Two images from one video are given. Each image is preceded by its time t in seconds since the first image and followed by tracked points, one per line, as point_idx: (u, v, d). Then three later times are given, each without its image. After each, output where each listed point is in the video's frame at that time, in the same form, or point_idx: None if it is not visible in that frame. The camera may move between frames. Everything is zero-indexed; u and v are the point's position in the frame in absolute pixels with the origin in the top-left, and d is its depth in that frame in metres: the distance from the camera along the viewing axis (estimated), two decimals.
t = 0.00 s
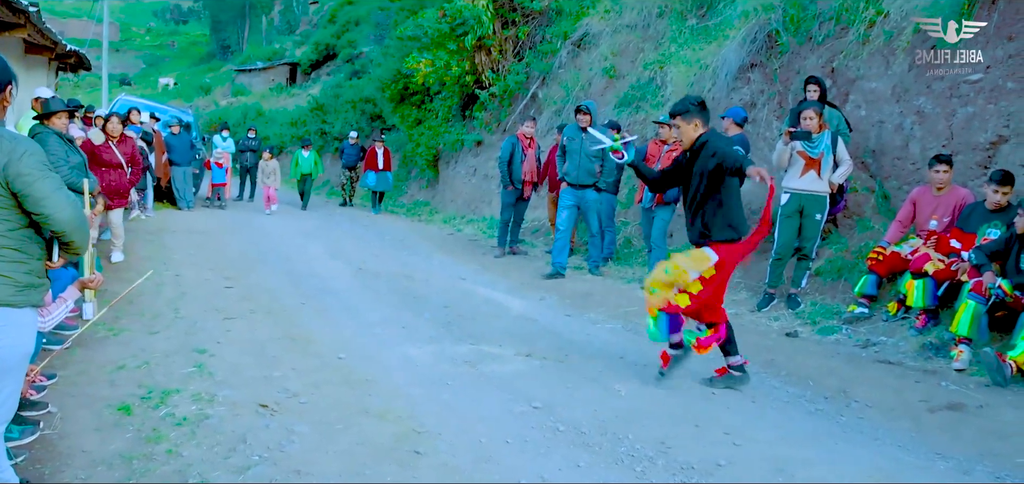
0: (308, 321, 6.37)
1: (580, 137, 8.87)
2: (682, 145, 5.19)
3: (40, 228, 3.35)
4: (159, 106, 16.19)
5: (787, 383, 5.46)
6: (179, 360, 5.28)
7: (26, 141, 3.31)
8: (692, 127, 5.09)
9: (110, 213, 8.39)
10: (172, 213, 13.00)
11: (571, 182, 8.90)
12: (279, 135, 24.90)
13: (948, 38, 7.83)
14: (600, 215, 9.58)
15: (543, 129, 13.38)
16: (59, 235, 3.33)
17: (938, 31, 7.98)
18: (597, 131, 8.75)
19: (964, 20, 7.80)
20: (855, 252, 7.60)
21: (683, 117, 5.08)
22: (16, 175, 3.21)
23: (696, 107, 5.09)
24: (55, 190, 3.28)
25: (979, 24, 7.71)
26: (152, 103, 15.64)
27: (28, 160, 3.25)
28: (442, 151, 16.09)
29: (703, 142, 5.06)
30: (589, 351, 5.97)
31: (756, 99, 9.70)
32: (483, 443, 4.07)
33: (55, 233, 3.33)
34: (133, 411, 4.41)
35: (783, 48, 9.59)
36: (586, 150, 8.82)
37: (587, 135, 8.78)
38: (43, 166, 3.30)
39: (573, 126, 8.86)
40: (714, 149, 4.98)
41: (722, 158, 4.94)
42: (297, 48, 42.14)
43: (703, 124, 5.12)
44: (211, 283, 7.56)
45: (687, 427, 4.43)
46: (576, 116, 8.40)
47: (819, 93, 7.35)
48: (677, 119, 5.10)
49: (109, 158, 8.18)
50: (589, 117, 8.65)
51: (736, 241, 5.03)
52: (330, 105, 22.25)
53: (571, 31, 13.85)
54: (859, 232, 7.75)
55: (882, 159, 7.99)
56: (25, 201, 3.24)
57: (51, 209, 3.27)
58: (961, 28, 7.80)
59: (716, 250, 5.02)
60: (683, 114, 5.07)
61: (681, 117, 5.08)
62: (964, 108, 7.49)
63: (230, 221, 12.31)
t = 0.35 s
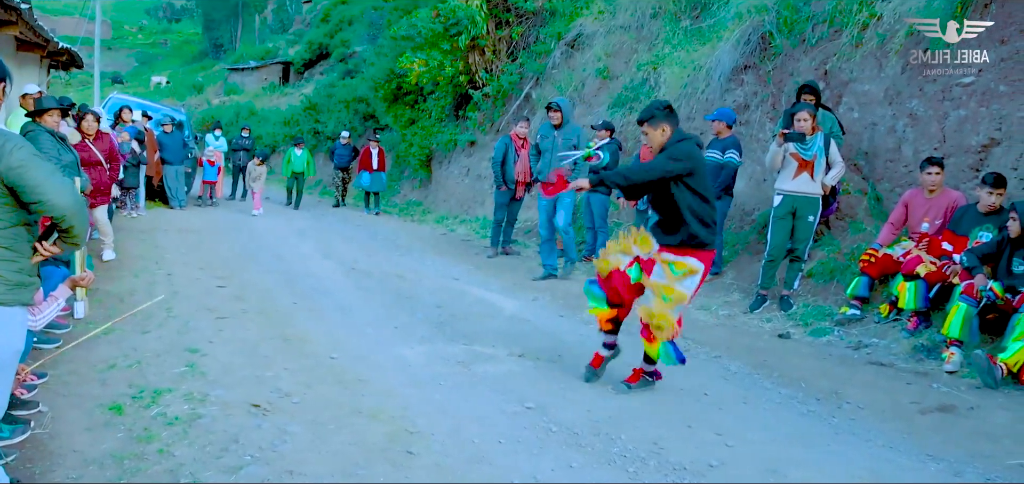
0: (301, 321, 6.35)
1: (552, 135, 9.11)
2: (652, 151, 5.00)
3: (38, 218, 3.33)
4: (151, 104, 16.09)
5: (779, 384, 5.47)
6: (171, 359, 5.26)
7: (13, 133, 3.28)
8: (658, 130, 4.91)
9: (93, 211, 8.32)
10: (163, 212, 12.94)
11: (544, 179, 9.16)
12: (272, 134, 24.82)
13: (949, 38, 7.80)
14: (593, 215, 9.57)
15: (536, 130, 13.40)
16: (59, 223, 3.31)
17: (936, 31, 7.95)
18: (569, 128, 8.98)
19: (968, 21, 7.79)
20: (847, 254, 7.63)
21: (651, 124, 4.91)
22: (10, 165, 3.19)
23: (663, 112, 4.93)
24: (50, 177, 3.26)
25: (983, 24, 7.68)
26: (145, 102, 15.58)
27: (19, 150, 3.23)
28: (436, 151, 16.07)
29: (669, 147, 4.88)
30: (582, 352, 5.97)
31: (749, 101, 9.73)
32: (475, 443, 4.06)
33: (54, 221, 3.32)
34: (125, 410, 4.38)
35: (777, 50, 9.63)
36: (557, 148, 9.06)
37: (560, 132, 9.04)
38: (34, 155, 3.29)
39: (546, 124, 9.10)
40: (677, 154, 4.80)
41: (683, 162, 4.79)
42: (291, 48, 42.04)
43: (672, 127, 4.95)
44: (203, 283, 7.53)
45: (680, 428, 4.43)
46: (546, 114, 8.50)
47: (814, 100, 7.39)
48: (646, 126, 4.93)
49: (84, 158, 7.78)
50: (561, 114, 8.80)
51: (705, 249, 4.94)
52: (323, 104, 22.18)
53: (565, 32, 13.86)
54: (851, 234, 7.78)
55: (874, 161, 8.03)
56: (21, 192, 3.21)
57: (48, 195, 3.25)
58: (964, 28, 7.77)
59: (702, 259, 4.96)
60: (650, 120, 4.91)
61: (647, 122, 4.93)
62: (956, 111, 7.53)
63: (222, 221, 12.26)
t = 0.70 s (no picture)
0: (293, 322, 6.33)
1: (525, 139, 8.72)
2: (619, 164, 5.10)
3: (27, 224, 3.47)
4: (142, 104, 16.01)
5: (771, 384, 5.49)
6: (162, 361, 5.23)
7: (9, 139, 3.40)
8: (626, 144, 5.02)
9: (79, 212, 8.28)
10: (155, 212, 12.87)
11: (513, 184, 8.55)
12: (264, 134, 24.75)
13: (949, 38, 7.79)
14: (586, 215, 9.57)
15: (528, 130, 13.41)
16: (53, 230, 3.49)
17: (935, 32, 7.94)
18: (541, 131, 8.58)
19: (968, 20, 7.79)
20: (838, 253, 7.67)
21: (618, 137, 5.03)
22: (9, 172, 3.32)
23: (630, 125, 5.02)
24: (44, 186, 3.42)
25: (986, 24, 7.65)
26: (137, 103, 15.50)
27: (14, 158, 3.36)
28: (428, 151, 16.05)
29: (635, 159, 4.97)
30: (574, 352, 5.97)
31: (741, 101, 9.76)
32: (468, 444, 4.05)
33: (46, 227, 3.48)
34: (116, 411, 4.36)
35: (768, 50, 9.66)
36: (527, 151, 8.58)
37: (532, 135, 8.62)
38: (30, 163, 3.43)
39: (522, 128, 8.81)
40: (649, 163, 4.88)
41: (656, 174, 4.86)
42: (282, 48, 41.92)
43: (639, 141, 5.04)
44: (195, 283, 7.50)
45: (672, 428, 4.44)
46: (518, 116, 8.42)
47: (806, 100, 7.45)
48: (613, 139, 5.04)
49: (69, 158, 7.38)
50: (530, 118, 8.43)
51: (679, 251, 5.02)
52: (315, 105, 22.13)
53: (557, 32, 13.88)
54: (842, 234, 7.82)
55: (866, 161, 8.06)
56: (17, 201, 3.36)
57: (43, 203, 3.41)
58: (964, 28, 7.78)
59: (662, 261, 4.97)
60: (617, 134, 5.03)
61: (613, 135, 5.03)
62: (946, 111, 7.56)
63: (214, 221, 12.21)
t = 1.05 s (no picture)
0: (285, 325, 6.31)
1: (490, 136, 8.50)
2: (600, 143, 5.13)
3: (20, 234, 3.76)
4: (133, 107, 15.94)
5: (764, 384, 5.50)
6: (155, 364, 5.21)
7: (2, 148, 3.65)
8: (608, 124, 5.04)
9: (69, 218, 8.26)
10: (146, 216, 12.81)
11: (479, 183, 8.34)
12: (256, 137, 24.68)
13: (949, 38, 7.78)
14: (578, 217, 9.57)
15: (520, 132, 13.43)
16: (42, 241, 3.78)
17: (935, 31, 7.93)
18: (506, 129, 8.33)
19: (969, 20, 7.77)
20: (830, 254, 7.71)
21: (601, 117, 5.02)
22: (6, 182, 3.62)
23: (613, 105, 5.03)
24: (35, 197, 3.71)
25: (989, 23, 7.61)
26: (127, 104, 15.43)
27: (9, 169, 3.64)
28: (420, 154, 16.05)
29: (619, 141, 5.02)
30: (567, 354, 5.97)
31: (732, 102, 9.79)
32: (461, 446, 4.05)
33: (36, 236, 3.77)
34: (109, 415, 4.34)
35: (759, 51, 9.70)
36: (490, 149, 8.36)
37: (496, 133, 8.39)
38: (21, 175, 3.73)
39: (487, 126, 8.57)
40: (634, 146, 4.96)
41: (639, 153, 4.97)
42: (274, 50, 41.83)
43: (622, 121, 5.07)
44: (187, 286, 7.47)
45: (666, 429, 4.45)
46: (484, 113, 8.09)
47: (801, 97, 7.51)
48: (596, 119, 5.03)
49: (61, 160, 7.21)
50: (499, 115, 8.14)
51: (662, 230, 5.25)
52: (307, 107, 22.08)
53: (548, 34, 13.90)
54: (834, 234, 7.86)
55: (857, 162, 8.10)
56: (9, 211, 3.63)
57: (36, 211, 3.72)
58: (964, 28, 7.77)
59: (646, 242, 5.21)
60: (601, 113, 5.01)
61: (596, 115, 5.03)
62: (937, 112, 7.60)
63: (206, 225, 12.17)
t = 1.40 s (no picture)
0: (278, 327, 6.30)
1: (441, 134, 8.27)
2: (577, 160, 5.09)
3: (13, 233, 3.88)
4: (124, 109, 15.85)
5: (757, 385, 5.52)
6: (147, 367, 5.19)
7: None
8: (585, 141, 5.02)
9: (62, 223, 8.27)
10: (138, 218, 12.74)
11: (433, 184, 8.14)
12: (247, 138, 24.61)
13: (949, 38, 7.73)
14: (570, 219, 9.56)
15: (513, 133, 13.44)
16: (35, 241, 3.90)
17: (935, 31, 7.88)
18: (456, 126, 8.15)
19: (969, 20, 7.71)
20: (822, 255, 7.75)
21: (579, 133, 4.97)
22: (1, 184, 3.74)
23: (589, 121, 4.99)
24: (27, 198, 3.81)
25: (989, 24, 7.55)
26: (118, 105, 15.42)
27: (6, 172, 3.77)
28: (412, 156, 16.03)
29: (598, 158, 5.02)
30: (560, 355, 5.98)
31: (724, 104, 9.82)
32: (454, 448, 4.04)
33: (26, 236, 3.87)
34: (100, 418, 4.32)
35: (751, 53, 9.73)
36: (442, 148, 8.13)
37: (446, 131, 8.16)
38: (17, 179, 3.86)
39: (438, 126, 8.34)
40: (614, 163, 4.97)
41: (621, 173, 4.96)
42: (266, 52, 41.69)
43: (598, 136, 5.05)
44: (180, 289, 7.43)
45: (658, 430, 4.45)
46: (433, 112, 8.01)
47: (793, 99, 7.54)
48: (573, 136, 4.98)
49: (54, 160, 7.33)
50: (448, 113, 8.05)
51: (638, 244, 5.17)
52: (299, 109, 22.04)
53: (540, 36, 13.93)
54: (826, 236, 7.90)
55: (848, 163, 8.14)
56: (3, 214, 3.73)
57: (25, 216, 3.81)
58: (965, 28, 7.70)
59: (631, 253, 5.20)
60: (578, 130, 4.96)
61: (572, 132, 4.97)
62: (928, 114, 7.63)
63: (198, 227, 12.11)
